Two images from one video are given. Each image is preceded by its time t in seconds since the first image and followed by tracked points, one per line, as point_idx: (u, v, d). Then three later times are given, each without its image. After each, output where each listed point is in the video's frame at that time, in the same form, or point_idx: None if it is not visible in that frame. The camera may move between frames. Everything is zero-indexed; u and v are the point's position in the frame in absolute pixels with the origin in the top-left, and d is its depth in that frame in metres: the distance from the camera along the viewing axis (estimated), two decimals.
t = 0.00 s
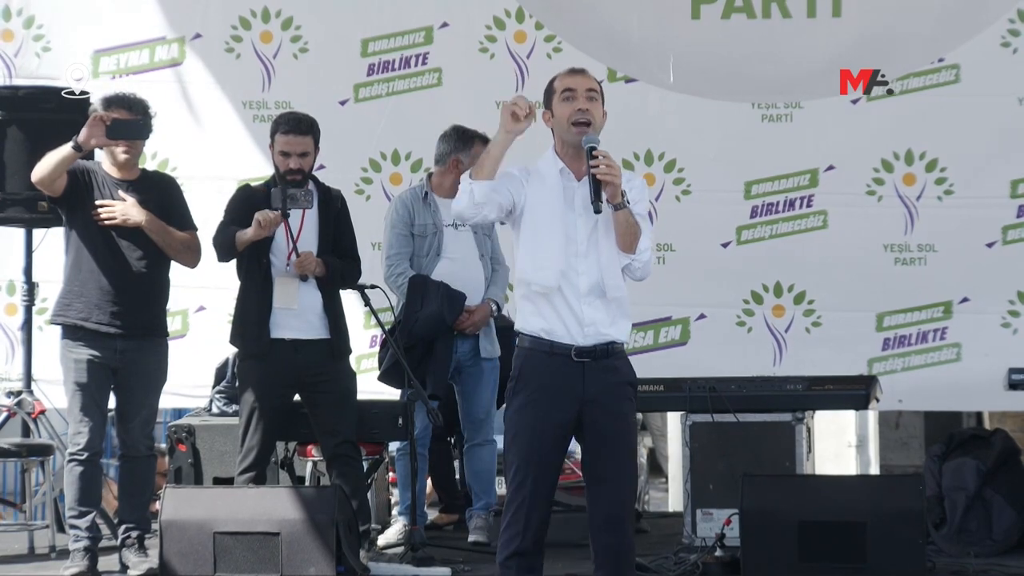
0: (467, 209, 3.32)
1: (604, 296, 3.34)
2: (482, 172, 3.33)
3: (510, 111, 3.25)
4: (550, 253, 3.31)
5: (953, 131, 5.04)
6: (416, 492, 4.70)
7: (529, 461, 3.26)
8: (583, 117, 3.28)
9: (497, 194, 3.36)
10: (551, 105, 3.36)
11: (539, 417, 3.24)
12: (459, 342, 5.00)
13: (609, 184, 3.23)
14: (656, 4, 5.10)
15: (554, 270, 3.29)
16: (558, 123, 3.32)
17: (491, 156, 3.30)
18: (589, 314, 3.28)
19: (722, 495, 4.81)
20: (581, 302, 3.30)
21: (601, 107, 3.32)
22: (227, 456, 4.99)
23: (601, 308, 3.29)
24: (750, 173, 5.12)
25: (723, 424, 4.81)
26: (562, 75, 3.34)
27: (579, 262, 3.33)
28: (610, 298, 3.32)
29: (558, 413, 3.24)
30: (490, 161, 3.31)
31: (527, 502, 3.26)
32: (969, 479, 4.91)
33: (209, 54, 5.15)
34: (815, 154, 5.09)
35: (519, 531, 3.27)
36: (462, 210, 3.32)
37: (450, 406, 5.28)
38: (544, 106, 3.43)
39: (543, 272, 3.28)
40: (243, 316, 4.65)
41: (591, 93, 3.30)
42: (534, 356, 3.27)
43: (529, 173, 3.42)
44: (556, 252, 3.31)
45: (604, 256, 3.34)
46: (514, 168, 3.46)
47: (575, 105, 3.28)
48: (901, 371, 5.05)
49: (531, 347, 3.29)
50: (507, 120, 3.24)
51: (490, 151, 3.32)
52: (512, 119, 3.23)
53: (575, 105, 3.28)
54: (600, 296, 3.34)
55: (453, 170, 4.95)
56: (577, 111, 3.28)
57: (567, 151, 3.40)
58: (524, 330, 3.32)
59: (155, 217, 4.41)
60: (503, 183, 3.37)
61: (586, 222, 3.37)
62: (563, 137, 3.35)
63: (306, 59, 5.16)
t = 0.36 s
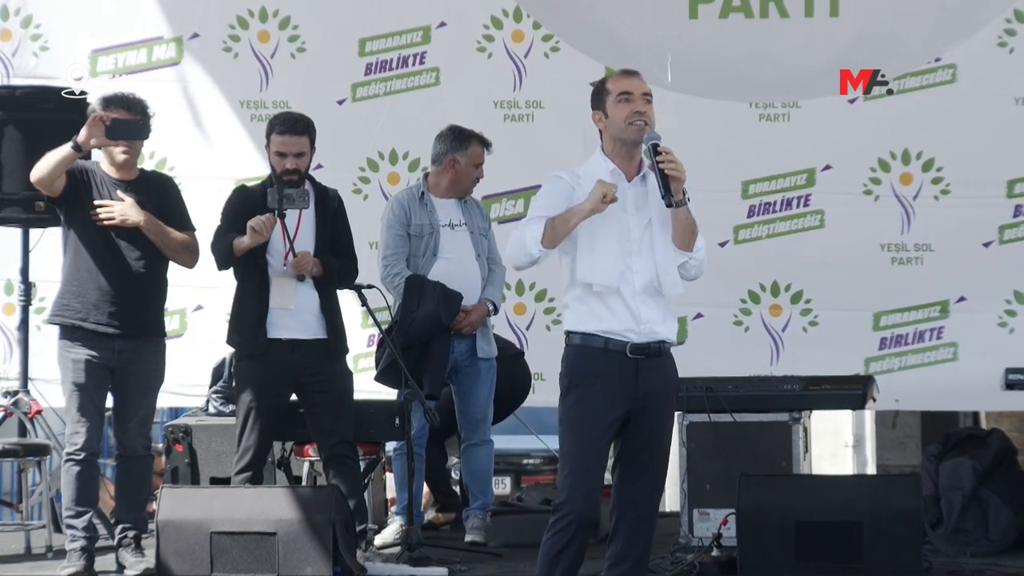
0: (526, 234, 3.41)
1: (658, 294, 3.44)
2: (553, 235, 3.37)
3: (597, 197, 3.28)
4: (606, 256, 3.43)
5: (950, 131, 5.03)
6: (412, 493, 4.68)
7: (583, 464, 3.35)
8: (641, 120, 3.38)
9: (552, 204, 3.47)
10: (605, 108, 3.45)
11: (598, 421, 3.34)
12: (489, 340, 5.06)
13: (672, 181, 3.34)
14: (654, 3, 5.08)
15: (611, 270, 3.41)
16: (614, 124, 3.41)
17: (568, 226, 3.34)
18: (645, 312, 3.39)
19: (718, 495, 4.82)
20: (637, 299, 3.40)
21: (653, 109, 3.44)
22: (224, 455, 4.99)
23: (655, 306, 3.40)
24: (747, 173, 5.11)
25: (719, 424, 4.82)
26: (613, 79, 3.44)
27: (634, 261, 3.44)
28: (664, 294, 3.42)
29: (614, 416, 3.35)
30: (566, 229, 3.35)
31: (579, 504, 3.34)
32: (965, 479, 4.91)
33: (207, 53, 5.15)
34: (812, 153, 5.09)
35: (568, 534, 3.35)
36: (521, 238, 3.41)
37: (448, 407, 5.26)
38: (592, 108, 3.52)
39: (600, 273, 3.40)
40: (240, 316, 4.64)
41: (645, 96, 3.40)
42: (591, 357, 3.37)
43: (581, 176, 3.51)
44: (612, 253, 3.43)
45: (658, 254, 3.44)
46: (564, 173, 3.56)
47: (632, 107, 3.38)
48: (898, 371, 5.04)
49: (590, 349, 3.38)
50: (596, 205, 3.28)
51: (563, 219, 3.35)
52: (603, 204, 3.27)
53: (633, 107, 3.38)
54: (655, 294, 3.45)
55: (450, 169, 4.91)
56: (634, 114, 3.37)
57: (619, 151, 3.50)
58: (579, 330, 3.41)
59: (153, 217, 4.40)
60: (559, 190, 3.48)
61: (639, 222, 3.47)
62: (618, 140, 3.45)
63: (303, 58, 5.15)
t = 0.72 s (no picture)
0: (558, 255, 3.28)
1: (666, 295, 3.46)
2: (593, 270, 3.26)
3: (642, 234, 3.23)
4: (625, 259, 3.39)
5: (925, 130, 5.02)
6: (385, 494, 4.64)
7: (637, 461, 3.25)
8: (653, 122, 3.38)
9: (570, 209, 3.37)
10: (613, 110, 3.40)
11: (638, 415, 3.28)
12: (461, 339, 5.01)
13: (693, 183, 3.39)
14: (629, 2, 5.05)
15: (632, 273, 3.38)
16: (626, 127, 3.38)
17: (611, 260, 3.25)
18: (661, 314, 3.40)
19: (692, 495, 4.84)
20: (653, 301, 3.39)
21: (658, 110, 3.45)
22: (198, 456, 4.99)
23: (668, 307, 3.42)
24: (721, 172, 5.09)
25: (693, 424, 4.84)
26: (620, 80, 3.40)
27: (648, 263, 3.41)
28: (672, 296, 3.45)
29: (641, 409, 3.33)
30: (609, 262, 3.26)
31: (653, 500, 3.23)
32: (938, 478, 4.90)
33: (181, 53, 5.10)
34: (786, 153, 5.07)
35: (650, 533, 3.21)
36: (553, 257, 3.28)
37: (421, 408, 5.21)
38: (593, 110, 3.46)
39: (620, 277, 3.36)
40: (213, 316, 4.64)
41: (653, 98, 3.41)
42: (611, 356, 3.32)
43: (590, 177, 3.44)
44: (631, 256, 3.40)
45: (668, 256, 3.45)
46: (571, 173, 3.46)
47: (645, 110, 3.37)
48: (871, 370, 5.04)
49: (601, 348, 3.33)
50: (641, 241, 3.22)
51: (605, 253, 3.24)
52: (649, 237, 3.23)
53: (645, 110, 3.37)
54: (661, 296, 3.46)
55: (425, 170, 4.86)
56: (647, 116, 3.36)
57: (624, 155, 3.45)
58: (599, 332, 3.35)
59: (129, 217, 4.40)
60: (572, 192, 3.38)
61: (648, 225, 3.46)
62: (627, 144, 3.42)
63: (278, 58, 5.10)
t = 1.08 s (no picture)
0: (578, 255, 3.11)
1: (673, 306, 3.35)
2: (612, 270, 3.10)
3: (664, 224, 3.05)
4: (642, 269, 3.25)
5: (891, 130, 5.01)
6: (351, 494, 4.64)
7: (655, 477, 3.15)
8: (663, 135, 3.23)
9: (591, 214, 3.19)
10: (622, 119, 3.25)
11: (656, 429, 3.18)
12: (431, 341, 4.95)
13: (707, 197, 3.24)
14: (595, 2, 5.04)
15: (648, 282, 3.23)
16: (634, 139, 3.24)
17: (630, 259, 3.08)
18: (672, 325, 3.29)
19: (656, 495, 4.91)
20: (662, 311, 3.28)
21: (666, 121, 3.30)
22: (163, 456, 4.99)
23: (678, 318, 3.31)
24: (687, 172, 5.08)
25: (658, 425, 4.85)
26: (630, 89, 3.25)
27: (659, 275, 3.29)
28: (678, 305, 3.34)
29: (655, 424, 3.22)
30: (628, 261, 3.09)
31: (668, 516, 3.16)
32: (903, 478, 4.90)
33: (146, 53, 5.08)
34: (751, 153, 5.06)
35: (664, 547, 3.13)
36: (576, 262, 3.11)
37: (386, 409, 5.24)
38: (600, 118, 3.31)
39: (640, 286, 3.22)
40: (177, 316, 4.62)
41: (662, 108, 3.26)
42: (629, 367, 3.18)
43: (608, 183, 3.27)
44: (646, 264, 3.25)
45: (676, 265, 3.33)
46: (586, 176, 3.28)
47: (654, 122, 3.22)
48: (836, 369, 5.04)
49: (618, 360, 3.19)
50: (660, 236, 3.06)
51: (624, 251, 3.08)
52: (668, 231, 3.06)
53: (655, 123, 3.22)
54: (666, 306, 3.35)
55: (391, 171, 4.79)
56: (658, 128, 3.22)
57: (633, 163, 3.31)
58: (615, 342, 3.20)
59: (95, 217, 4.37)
60: (593, 199, 3.21)
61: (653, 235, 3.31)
62: (636, 154, 3.27)
63: (243, 58, 5.08)
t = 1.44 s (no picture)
0: (609, 237, 3.10)
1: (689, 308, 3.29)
2: (638, 235, 3.06)
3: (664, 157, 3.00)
4: (665, 266, 3.19)
5: (847, 129, 4.99)
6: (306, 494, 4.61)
7: (646, 476, 3.14)
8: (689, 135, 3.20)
9: (617, 208, 3.16)
10: (651, 118, 3.22)
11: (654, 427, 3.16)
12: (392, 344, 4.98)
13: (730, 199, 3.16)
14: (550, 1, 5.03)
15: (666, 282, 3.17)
16: (662, 138, 3.21)
17: (652, 219, 3.04)
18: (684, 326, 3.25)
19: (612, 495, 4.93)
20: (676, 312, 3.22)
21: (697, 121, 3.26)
22: (118, 456, 4.96)
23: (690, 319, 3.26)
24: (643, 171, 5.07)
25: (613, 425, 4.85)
26: (660, 88, 3.22)
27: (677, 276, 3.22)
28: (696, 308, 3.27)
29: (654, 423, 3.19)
30: (651, 222, 3.05)
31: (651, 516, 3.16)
32: (857, 477, 4.91)
33: (100, 53, 5.06)
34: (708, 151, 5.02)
35: (648, 548, 3.13)
36: (604, 244, 3.10)
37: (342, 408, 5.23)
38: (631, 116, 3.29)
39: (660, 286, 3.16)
40: (131, 315, 4.44)
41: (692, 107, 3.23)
42: (633, 364, 3.16)
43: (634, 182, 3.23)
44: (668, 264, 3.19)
45: (697, 266, 3.26)
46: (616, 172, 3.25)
47: (683, 122, 3.19)
48: (791, 368, 5.04)
49: (623, 354, 3.16)
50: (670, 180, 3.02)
51: (645, 215, 3.04)
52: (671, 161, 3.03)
53: (682, 123, 3.19)
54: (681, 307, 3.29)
55: (347, 172, 4.73)
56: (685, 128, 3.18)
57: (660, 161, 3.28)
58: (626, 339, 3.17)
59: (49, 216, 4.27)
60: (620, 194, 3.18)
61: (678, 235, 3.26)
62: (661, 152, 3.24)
63: (197, 58, 5.07)
